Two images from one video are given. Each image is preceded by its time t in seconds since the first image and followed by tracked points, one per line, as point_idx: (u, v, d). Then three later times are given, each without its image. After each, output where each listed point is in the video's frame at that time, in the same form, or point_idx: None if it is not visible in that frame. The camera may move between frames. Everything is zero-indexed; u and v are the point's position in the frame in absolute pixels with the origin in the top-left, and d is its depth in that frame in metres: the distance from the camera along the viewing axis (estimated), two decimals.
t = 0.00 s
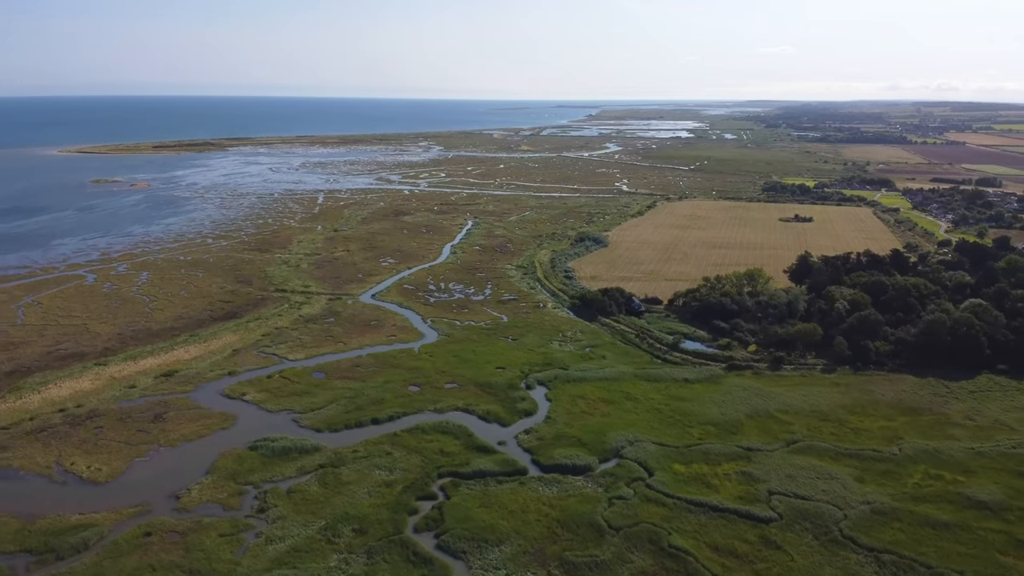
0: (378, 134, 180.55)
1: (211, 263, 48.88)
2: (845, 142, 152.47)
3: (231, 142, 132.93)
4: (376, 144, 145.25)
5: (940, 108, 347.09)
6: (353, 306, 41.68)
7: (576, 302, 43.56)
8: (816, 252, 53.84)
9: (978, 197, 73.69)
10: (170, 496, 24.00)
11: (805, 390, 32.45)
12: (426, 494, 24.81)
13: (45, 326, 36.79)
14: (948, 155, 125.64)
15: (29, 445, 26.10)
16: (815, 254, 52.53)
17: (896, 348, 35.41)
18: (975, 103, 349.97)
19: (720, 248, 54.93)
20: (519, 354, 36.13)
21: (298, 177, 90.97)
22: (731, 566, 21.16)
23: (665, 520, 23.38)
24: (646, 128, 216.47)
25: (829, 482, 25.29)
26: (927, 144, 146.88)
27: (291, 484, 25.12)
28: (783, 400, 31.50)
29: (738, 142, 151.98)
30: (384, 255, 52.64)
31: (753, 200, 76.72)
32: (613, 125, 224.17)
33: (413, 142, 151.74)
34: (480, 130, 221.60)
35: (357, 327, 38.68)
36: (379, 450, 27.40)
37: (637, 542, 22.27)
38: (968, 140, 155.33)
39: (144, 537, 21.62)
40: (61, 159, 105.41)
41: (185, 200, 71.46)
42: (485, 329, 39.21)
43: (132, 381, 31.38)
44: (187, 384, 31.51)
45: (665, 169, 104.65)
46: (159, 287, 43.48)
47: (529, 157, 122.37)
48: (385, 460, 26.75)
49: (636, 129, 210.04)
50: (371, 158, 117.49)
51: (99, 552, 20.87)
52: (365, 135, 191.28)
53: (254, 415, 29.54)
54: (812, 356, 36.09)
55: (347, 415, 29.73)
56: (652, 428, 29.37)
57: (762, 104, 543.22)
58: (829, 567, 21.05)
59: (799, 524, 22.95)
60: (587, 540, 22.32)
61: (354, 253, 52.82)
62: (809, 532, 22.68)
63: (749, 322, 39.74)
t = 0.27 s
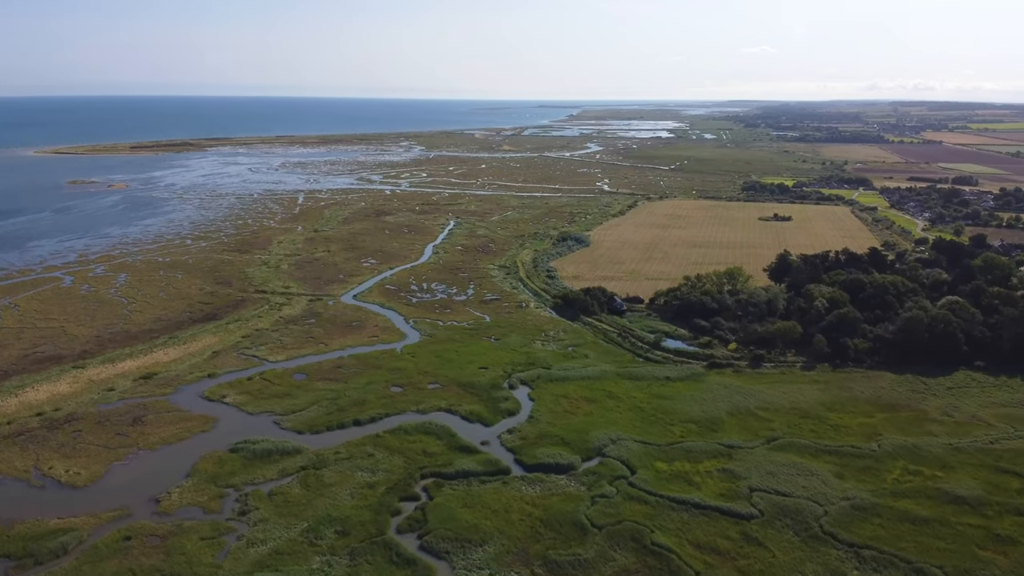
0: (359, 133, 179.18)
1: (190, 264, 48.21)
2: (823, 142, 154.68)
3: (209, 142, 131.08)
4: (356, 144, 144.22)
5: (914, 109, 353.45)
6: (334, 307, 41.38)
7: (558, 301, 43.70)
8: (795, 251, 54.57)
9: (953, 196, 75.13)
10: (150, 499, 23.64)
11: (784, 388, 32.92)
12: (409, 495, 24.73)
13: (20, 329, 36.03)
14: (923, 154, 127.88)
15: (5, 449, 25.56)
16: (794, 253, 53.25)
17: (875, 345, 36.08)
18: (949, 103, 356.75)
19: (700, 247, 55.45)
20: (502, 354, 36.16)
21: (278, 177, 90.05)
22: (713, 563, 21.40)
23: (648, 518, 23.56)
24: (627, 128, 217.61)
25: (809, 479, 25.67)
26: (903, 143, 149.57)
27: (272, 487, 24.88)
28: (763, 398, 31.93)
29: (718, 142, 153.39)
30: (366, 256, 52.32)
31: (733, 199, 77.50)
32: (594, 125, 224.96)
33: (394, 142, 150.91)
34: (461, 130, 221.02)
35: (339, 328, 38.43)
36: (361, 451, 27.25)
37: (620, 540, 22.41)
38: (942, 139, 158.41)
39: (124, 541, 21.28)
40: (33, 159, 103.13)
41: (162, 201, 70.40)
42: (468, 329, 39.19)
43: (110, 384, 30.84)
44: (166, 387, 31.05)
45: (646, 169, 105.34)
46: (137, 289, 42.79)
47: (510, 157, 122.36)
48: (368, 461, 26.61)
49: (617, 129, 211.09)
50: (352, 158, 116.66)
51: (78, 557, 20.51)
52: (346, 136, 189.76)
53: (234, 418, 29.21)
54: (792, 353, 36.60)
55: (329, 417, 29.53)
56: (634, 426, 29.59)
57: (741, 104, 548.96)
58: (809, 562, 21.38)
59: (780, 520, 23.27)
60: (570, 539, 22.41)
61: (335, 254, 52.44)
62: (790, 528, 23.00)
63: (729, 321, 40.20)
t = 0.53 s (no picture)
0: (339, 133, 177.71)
1: (169, 265, 47.51)
2: (801, 142, 156.76)
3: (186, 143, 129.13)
4: (336, 143, 143.04)
5: (889, 110, 359.48)
6: (316, 308, 41.05)
7: (541, 301, 43.81)
8: (774, 249, 55.26)
9: (929, 195, 76.57)
10: (130, 503, 23.28)
11: (764, 385, 33.36)
12: (392, 496, 24.63)
13: None
14: (899, 153, 130.09)
15: None
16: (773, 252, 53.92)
17: (853, 342, 36.68)
18: (922, 105, 363.64)
19: (681, 247, 55.92)
20: (484, 354, 36.17)
21: (257, 178, 89.05)
22: (696, 560, 21.62)
23: (631, 516, 23.74)
24: (608, 128, 218.59)
25: (790, 476, 26.03)
26: (879, 143, 152.08)
27: (253, 489, 24.63)
28: (743, 395, 32.32)
29: (698, 142, 154.70)
30: (348, 256, 51.96)
31: (713, 199, 78.23)
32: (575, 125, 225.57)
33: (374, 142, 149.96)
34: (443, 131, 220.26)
35: (320, 329, 38.15)
36: (343, 453, 27.08)
37: (603, 538, 22.55)
38: (918, 139, 161.33)
39: (104, 545, 20.94)
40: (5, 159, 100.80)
41: (140, 202, 69.28)
42: (450, 330, 39.14)
43: (88, 388, 30.28)
44: (145, 390, 30.57)
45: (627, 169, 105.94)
46: (115, 290, 42.08)
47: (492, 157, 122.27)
48: (350, 462, 26.45)
49: (598, 129, 211.92)
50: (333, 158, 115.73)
51: (56, 563, 20.14)
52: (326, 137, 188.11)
53: (215, 420, 28.86)
54: (772, 351, 37.08)
55: (310, 419, 29.30)
56: (616, 425, 29.78)
57: (720, 105, 554.30)
58: (791, 558, 21.70)
59: (761, 518, 23.58)
60: (553, 538, 22.51)
61: (316, 254, 52.04)
62: (771, 525, 23.31)
63: (710, 319, 40.61)
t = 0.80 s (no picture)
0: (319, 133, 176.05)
1: (148, 267, 46.79)
2: (779, 141, 158.73)
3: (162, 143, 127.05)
4: (317, 143, 141.72)
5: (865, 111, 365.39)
6: (297, 309, 40.70)
7: (524, 301, 43.89)
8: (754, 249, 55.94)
9: (904, 194, 77.96)
10: (110, 507, 22.92)
11: (745, 383, 33.77)
12: (375, 497, 24.53)
13: None
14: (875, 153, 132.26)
15: None
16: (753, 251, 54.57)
17: (832, 340, 37.27)
18: (897, 105, 370.34)
19: (662, 246, 56.35)
20: (468, 354, 36.15)
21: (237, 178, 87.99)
22: (679, 558, 21.84)
23: (614, 514, 23.90)
24: (589, 128, 219.31)
25: (771, 473, 26.40)
26: (856, 143, 154.45)
27: (234, 492, 24.37)
28: (724, 393, 32.69)
29: (678, 142, 155.90)
30: (329, 257, 51.58)
31: (694, 198, 78.91)
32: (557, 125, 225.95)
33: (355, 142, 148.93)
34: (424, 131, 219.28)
35: (301, 330, 37.85)
36: (326, 454, 26.90)
37: (587, 537, 22.67)
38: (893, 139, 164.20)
39: (83, 549, 20.61)
40: None
41: (117, 203, 68.13)
42: (433, 330, 39.06)
43: (66, 391, 29.74)
44: (124, 393, 30.09)
45: (608, 169, 106.38)
46: (93, 292, 41.34)
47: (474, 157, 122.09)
48: (332, 464, 26.28)
49: (580, 129, 212.46)
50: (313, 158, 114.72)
51: (34, 569, 19.75)
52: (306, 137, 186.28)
53: (195, 423, 28.50)
54: (752, 349, 37.53)
55: (292, 420, 29.05)
56: (599, 424, 29.94)
57: (700, 105, 559.21)
58: (772, 555, 22.01)
59: (742, 514, 23.88)
60: (537, 537, 22.59)
61: (297, 255, 51.61)
62: (753, 521, 23.62)
63: (691, 317, 41.00)
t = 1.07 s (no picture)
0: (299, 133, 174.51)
1: (127, 268, 46.04)
2: (759, 141, 160.47)
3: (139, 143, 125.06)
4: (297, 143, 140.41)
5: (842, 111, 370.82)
6: (278, 310, 40.32)
7: (508, 301, 43.92)
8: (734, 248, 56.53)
9: (881, 194, 79.25)
10: (90, 511, 22.55)
11: (726, 381, 34.15)
12: (358, 499, 24.42)
13: None
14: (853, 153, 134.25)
15: None
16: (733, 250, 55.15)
17: (813, 338, 37.81)
18: (872, 106, 376.27)
19: (644, 245, 56.73)
20: (451, 354, 36.09)
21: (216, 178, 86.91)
22: (662, 555, 22.04)
23: (598, 513, 24.05)
24: (572, 128, 219.89)
25: (752, 470, 26.74)
26: (834, 142, 156.73)
27: (216, 495, 24.10)
28: (706, 391, 33.04)
29: (660, 142, 156.97)
30: (311, 257, 51.18)
31: (675, 198, 79.52)
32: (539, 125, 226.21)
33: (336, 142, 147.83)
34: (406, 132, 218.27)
35: (283, 332, 37.51)
36: (308, 456, 26.70)
37: (571, 536, 22.79)
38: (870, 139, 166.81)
39: (63, 554, 20.25)
40: None
41: (94, 204, 66.97)
42: (417, 330, 38.94)
43: (43, 394, 29.19)
44: (103, 396, 29.59)
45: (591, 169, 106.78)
46: (70, 295, 40.59)
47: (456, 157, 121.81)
48: (315, 466, 26.10)
49: (562, 129, 212.89)
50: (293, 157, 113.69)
51: None
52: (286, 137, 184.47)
53: (176, 425, 28.13)
54: (734, 347, 37.96)
55: (274, 423, 28.79)
56: (582, 423, 30.08)
57: (681, 105, 563.55)
58: (753, 551, 22.31)
59: (724, 512, 24.16)
60: (520, 537, 22.64)
61: (278, 255, 51.13)
62: (735, 518, 23.91)
63: (673, 316, 41.36)
